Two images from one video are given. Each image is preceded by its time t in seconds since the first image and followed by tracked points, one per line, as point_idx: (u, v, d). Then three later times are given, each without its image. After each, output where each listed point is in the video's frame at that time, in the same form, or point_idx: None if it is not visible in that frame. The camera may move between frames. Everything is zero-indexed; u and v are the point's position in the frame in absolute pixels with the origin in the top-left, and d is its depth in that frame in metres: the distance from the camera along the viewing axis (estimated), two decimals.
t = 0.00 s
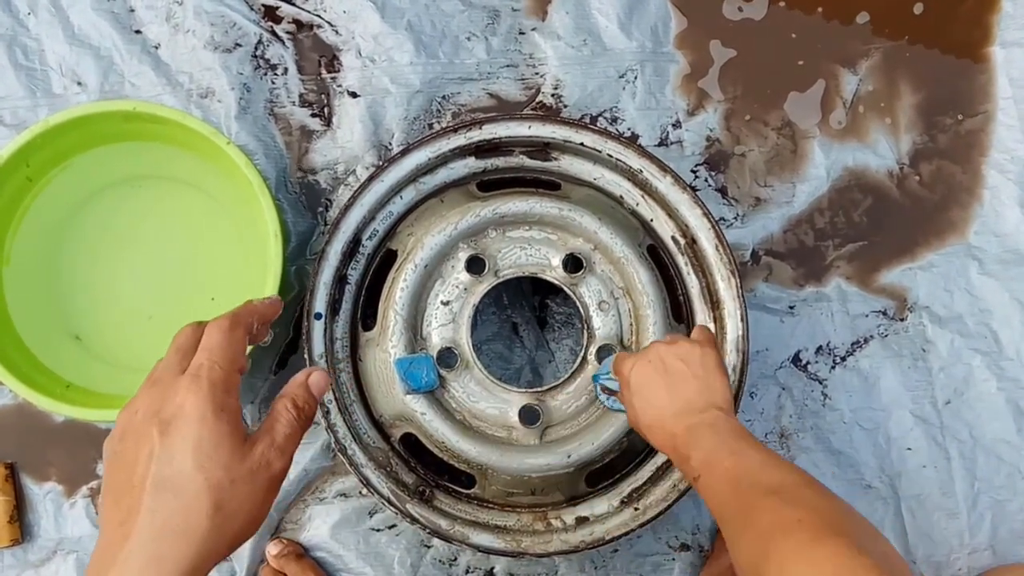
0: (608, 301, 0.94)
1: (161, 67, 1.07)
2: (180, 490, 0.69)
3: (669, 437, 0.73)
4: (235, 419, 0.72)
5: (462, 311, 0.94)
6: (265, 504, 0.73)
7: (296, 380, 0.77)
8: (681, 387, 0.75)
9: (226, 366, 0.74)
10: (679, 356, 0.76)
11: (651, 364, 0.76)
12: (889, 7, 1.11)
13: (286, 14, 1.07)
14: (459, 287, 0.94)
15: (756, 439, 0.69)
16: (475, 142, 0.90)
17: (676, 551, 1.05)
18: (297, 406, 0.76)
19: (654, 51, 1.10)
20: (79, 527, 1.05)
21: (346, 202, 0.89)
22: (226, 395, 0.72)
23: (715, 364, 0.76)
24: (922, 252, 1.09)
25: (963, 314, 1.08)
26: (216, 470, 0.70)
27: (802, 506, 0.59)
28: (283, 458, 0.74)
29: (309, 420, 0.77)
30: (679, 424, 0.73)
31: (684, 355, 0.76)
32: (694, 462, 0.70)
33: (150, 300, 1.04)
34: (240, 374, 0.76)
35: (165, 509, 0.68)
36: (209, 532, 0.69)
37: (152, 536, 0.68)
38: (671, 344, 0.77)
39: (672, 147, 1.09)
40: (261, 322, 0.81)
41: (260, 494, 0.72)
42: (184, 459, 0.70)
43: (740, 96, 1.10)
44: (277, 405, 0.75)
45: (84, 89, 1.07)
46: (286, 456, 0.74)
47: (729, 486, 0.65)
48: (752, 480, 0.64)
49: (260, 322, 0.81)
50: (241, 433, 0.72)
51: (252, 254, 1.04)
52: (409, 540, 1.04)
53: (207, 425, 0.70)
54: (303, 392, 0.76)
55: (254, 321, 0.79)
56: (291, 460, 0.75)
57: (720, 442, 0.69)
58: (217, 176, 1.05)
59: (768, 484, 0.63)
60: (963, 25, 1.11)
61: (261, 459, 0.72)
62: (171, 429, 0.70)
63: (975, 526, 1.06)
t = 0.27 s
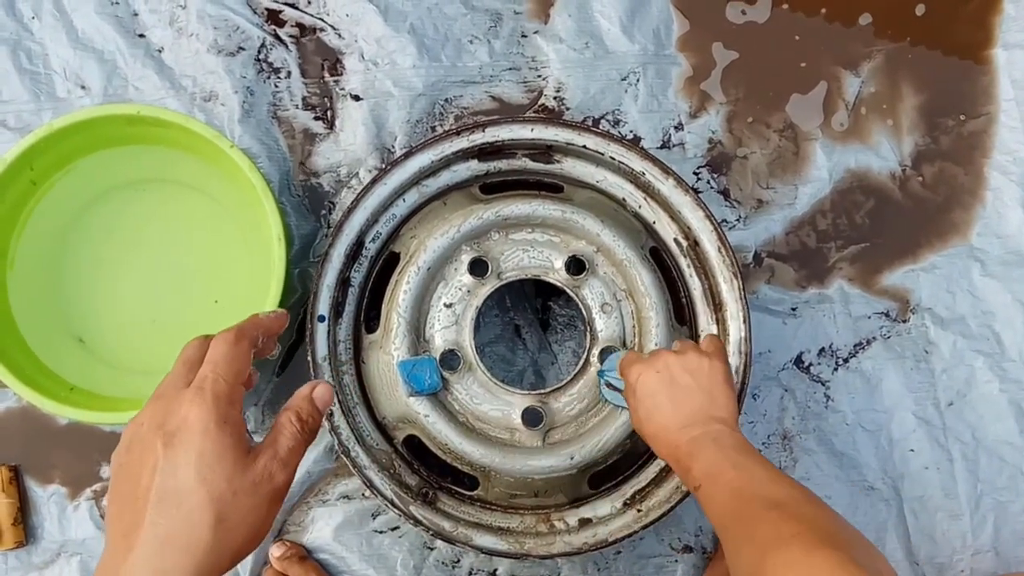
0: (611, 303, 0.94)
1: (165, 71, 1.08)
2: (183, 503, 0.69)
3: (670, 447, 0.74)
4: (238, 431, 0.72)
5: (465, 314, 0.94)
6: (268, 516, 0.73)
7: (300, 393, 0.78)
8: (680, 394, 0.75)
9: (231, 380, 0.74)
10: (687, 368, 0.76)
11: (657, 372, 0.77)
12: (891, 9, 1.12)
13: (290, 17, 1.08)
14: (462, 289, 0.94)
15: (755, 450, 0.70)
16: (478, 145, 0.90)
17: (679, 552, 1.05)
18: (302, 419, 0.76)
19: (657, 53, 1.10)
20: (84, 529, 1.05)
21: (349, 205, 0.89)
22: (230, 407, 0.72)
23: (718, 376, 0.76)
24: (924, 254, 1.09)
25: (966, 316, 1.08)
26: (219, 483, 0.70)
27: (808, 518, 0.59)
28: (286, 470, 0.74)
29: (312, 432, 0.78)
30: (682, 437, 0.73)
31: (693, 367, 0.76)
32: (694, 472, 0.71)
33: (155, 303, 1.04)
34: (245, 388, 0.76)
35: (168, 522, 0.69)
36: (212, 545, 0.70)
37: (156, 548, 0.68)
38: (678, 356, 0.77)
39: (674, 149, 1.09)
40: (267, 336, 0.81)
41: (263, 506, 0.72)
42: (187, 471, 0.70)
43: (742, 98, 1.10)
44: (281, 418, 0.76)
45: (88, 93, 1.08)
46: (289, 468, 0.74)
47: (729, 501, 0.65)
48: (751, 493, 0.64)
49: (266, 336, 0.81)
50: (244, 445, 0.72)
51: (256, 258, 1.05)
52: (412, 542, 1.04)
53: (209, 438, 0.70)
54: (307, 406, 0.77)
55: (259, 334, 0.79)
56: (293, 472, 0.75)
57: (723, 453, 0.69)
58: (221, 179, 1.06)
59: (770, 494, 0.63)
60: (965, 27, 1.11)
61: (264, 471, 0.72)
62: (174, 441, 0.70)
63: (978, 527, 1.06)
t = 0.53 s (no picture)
0: (604, 300, 0.94)
1: (157, 66, 1.07)
2: (148, 505, 0.69)
3: (657, 445, 0.75)
4: (202, 433, 0.72)
5: (458, 310, 0.94)
6: (236, 516, 0.73)
7: (268, 392, 0.78)
8: (668, 402, 0.76)
9: (194, 380, 0.73)
10: (687, 373, 0.77)
11: (656, 367, 0.77)
12: (884, 7, 1.12)
13: (283, 12, 1.07)
14: (455, 285, 0.94)
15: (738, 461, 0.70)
16: (471, 141, 0.90)
17: (671, 549, 1.05)
18: (269, 418, 0.76)
19: (650, 50, 1.10)
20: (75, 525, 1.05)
21: (342, 201, 0.89)
22: (194, 408, 0.72)
23: (715, 394, 0.76)
24: (916, 252, 1.10)
25: (957, 314, 1.09)
26: (184, 486, 0.70)
27: (787, 528, 0.60)
28: (253, 471, 0.74)
29: (281, 431, 0.78)
30: (667, 436, 0.74)
31: (693, 372, 0.77)
32: (676, 471, 0.72)
33: (147, 298, 1.04)
34: (208, 388, 0.75)
35: (133, 525, 0.69)
36: (178, 547, 0.70)
37: (121, 552, 0.68)
38: (682, 355, 0.78)
39: (668, 146, 1.09)
40: (233, 333, 0.79)
41: (230, 507, 0.72)
42: (151, 474, 0.69)
43: (735, 96, 1.10)
44: (248, 418, 0.75)
45: (80, 87, 1.07)
46: (256, 469, 0.74)
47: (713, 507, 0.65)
48: (737, 501, 0.65)
49: (233, 333, 0.79)
50: (209, 446, 0.72)
51: (249, 253, 1.04)
52: (404, 538, 1.04)
53: (174, 441, 0.70)
54: (274, 405, 0.77)
55: (225, 332, 0.78)
56: (261, 472, 0.75)
57: (705, 460, 0.70)
58: (214, 174, 1.05)
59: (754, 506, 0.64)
60: (957, 26, 1.11)
61: (230, 471, 0.72)
62: (137, 444, 0.70)
63: (968, 524, 1.06)
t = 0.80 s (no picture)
0: (606, 297, 0.94)
1: (159, 64, 1.07)
2: (149, 493, 0.69)
3: (635, 475, 0.74)
4: (204, 421, 0.72)
5: (460, 308, 0.94)
6: (238, 505, 0.73)
7: (269, 381, 0.78)
8: (650, 431, 0.75)
9: (196, 369, 0.73)
10: (671, 405, 0.76)
11: (640, 395, 0.77)
12: (886, 4, 1.12)
13: (285, 11, 1.08)
14: (457, 283, 0.94)
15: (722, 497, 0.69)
16: (474, 139, 0.90)
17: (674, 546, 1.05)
18: (270, 407, 0.76)
19: (652, 48, 1.10)
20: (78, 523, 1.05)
21: (345, 199, 0.89)
22: (195, 397, 0.72)
23: (698, 433, 0.76)
24: (918, 249, 1.10)
25: (960, 311, 1.08)
26: (185, 474, 0.70)
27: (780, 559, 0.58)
28: (255, 459, 0.74)
29: (283, 420, 0.78)
30: (649, 465, 0.73)
31: (677, 405, 0.76)
32: (658, 503, 0.70)
33: (150, 295, 1.04)
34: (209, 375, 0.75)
35: (135, 514, 0.69)
36: (180, 535, 0.70)
37: (122, 541, 0.68)
38: (668, 389, 0.77)
39: (670, 144, 1.09)
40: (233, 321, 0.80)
41: (232, 496, 0.72)
42: (152, 462, 0.70)
43: (737, 93, 1.10)
44: (250, 407, 0.76)
45: (82, 86, 1.07)
46: (258, 457, 0.74)
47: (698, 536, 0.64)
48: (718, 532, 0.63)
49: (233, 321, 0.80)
50: (211, 434, 0.72)
51: (252, 251, 1.04)
52: (407, 535, 1.04)
53: (175, 429, 0.70)
54: (276, 394, 0.77)
55: (225, 320, 0.79)
56: (263, 461, 0.75)
57: (685, 492, 0.69)
58: (216, 172, 1.05)
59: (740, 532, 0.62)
60: (958, 23, 1.11)
61: (232, 460, 0.72)
62: (138, 432, 0.70)
63: (971, 521, 1.06)
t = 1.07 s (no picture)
0: (609, 298, 0.94)
1: (163, 65, 1.08)
2: (163, 494, 0.69)
3: (636, 474, 0.73)
4: (217, 422, 0.72)
5: (463, 309, 0.94)
6: (249, 506, 0.73)
7: (282, 382, 0.78)
8: (651, 433, 0.75)
9: (210, 369, 0.73)
10: (678, 405, 0.76)
11: (651, 398, 0.77)
12: (888, 6, 1.12)
13: (288, 12, 1.08)
14: (460, 284, 0.94)
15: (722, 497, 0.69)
16: (476, 139, 0.90)
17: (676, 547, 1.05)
18: (283, 409, 0.76)
19: (655, 50, 1.10)
20: (81, 523, 1.05)
21: (348, 199, 0.89)
22: (209, 397, 0.72)
23: (703, 437, 0.76)
24: (920, 251, 1.10)
25: (962, 312, 1.09)
26: (198, 475, 0.70)
27: (777, 558, 0.59)
28: (267, 461, 0.74)
29: (295, 422, 0.78)
30: (651, 464, 0.73)
31: (684, 408, 0.76)
32: (659, 504, 0.69)
33: (153, 296, 1.04)
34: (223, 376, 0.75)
35: (147, 514, 0.69)
36: (191, 536, 0.70)
37: (135, 540, 0.68)
38: (678, 391, 0.77)
39: (672, 146, 1.09)
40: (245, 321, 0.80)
41: (243, 497, 0.72)
42: (166, 463, 0.70)
43: (740, 95, 1.11)
44: (263, 408, 0.76)
45: (86, 86, 1.08)
46: (270, 459, 0.74)
47: (692, 536, 0.64)
48: (722, 534, 0.63)
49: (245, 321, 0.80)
50: (224, 436, 0.72)
51: (255, 252, 1.05)
52: (409, 536, 1.04)
53: (189, 429, 0.70)
54: (289, 395, 0.77)
55: (237, 320, 0.79)
56: (274, 463, 0.75)
57: (688, 492, 0.69)
58: (220, 174, 1.06)
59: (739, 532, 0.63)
60: (960, 25, 1.12)
61: (244, 462, 0.72)
62: (152, 432, 0.71)
63: (973, 523, 1.06)
